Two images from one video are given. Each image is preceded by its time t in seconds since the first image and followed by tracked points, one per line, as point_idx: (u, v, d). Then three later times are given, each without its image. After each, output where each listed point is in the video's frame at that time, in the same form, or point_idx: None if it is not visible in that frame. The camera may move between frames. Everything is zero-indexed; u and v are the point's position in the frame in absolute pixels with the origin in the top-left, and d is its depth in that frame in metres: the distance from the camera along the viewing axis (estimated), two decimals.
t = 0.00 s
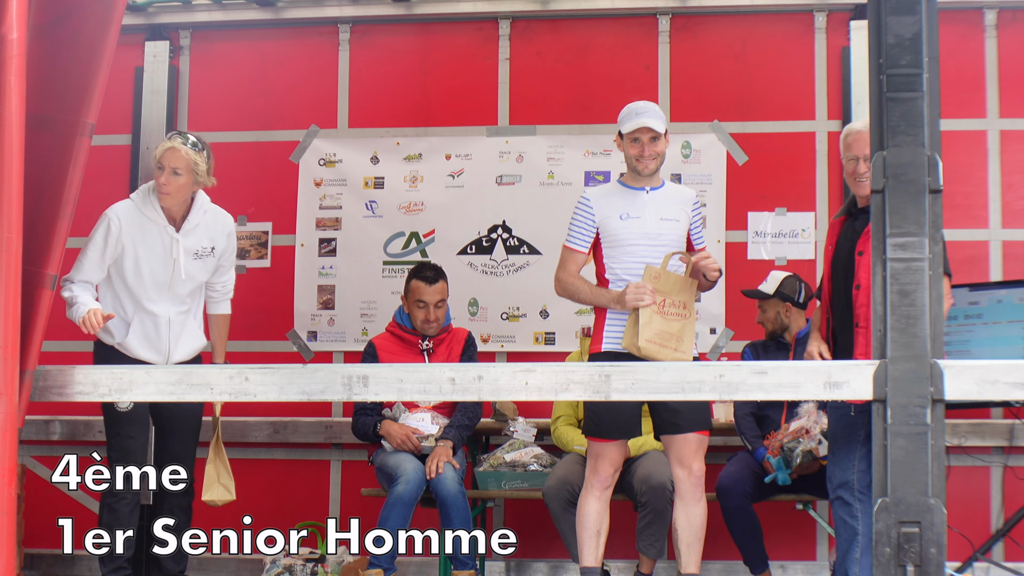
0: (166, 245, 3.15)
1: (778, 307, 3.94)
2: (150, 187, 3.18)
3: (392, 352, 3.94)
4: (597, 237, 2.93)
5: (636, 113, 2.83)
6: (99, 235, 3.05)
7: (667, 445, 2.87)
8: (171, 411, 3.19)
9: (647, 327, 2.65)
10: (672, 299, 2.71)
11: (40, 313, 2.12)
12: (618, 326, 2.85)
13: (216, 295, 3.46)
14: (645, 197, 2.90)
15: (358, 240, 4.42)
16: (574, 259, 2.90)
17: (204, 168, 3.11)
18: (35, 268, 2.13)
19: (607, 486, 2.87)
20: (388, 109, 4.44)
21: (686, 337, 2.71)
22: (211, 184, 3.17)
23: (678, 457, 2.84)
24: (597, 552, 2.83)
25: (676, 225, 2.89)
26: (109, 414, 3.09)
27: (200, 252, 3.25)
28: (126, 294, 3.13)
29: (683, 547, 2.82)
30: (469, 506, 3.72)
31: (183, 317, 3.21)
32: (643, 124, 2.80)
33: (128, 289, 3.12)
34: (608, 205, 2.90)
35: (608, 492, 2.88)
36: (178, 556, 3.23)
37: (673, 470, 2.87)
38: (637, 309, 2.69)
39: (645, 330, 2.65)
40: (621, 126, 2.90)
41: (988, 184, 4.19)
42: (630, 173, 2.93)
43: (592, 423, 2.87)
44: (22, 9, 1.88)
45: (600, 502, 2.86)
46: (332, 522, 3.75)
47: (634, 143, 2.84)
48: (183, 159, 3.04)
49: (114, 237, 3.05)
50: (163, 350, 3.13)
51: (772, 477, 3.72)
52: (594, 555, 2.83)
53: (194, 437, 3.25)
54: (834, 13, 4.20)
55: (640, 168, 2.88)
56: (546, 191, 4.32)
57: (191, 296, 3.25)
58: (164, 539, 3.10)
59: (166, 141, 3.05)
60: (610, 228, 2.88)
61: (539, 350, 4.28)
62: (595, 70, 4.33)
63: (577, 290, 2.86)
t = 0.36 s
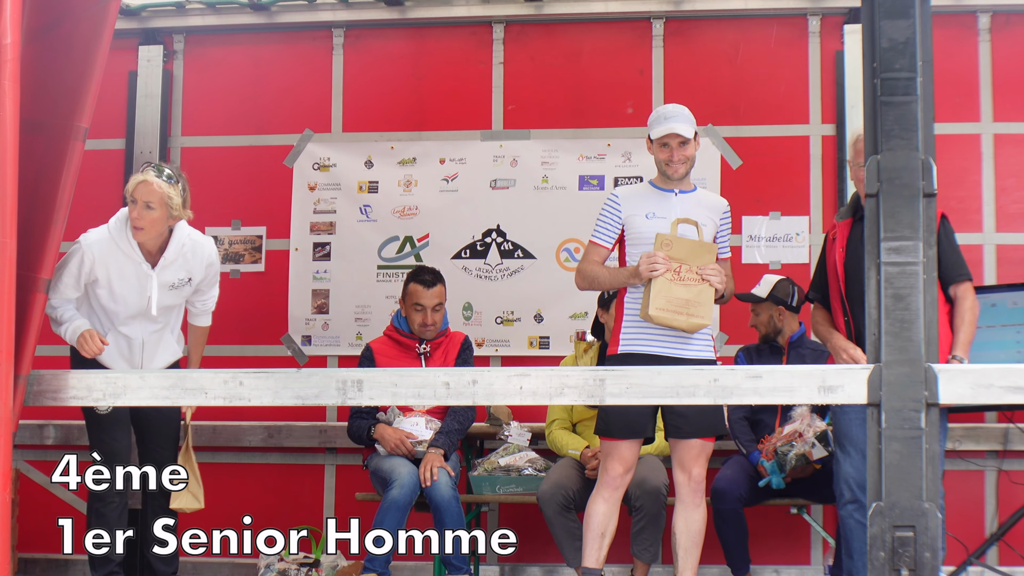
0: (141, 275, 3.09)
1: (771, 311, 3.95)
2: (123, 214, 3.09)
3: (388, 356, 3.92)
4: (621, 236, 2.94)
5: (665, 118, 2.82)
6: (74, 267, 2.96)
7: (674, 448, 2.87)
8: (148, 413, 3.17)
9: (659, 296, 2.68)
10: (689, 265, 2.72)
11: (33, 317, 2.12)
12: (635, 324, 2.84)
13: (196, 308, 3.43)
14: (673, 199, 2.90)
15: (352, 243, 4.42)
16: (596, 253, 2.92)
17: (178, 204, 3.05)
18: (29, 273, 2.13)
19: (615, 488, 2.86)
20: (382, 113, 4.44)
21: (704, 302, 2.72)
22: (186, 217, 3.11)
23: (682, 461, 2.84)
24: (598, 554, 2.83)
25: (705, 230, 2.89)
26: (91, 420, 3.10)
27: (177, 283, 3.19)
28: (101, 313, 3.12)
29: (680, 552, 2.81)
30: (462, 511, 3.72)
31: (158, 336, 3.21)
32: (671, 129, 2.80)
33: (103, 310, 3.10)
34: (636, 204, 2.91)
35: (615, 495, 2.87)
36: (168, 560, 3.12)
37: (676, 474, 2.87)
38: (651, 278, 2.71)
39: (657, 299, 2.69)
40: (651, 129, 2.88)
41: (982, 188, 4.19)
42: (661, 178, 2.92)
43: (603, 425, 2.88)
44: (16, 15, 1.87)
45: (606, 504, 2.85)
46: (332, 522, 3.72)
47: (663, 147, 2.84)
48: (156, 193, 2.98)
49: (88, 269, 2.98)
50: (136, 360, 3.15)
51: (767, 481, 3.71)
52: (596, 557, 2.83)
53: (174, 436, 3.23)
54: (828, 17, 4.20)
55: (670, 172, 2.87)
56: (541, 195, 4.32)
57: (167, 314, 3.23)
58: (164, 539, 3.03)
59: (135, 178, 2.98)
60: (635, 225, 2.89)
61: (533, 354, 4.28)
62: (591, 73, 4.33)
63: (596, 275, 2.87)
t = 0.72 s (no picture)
0: (135, 283, 3.10)
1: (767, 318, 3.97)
2: (116, 222, 3.09)
3: (384, 364, 3.93)
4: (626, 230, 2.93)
5: (674, 129, 2.82)
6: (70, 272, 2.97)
7: (677, 456, 2.87)
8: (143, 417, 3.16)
9: (713, 309, 2.70)
10: (731, 269, 2.73)
11: (29, 323, 2.11)
12: (642, 330, 2.83)
13: (188, 321, 3.40)
14: (684, 207, 2.91)
15: (347, 250, 4.42)
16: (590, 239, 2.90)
17: (172, 211, 3.06)
18: (25, 280, 2.13)
19: (621, 494, 2.85)
20: (379, 118, 4.45)
21: (758, 301, 2.70)
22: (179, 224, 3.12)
23: (683, 468, 2.84)
24: (604, 559, 2.80)
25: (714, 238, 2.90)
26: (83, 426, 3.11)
27: (169, 291, 3.18)
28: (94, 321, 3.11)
29: (680, 558, 2.80)
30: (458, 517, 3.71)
31: (151, 343, 3.20)
32: (679, 141, 2.81)
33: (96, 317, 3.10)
34: (647, 209, 2.93)
35: (622, 500, 2.85)
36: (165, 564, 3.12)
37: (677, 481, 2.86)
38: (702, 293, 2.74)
39: (712, 313, 2.70)
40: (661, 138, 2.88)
41: (978, 193, 4.20)
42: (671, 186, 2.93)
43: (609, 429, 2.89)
44: (12, 23, 1.88)
45: (613, 509, 2.84)
46: (331, 524, 3.71)
47: (672, 160, 2.84)
48: (150, 201, 2.99)
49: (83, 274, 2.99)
50: (129, 368, 3.16)
51: (763, 487, 3.70)
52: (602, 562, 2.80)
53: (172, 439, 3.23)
54: (823, 23, 4.21)
55: (680, 182, 2.88)
56: (537, 200, 4.32)
57: (159, 322, 3.22)
58: (164, 539, 3.02)
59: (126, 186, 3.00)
60: (645, 230, 2.90)
61: (529, 360, 4.28)
62: (588, 78, 4.33)
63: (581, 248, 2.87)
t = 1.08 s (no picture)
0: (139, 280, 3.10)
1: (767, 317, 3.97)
2: (125, 217, 3.09)
3: (385, 364, 3.93)
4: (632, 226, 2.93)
5: (680, 133, 2.82)
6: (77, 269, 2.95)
7: (685, 456, 2.86)
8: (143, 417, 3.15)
9: (728, 300, 2.69)
10: (747, 261, 2.72)
11: (30, 324, 2.12)
12: (648, 330, 2.82)
13: (188, 332, 3.35)
14: (690, 207, 2.91)
15: (348, 250, 4.42)
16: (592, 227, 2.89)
17: (181, 208, 3.04)
18: (26, 281, 2.13)
19: (625, 494, 2.84)
20: (379, 118, 4.45)
21: (774, 292, 2.68)
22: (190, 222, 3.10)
23: (693, 468, 2.84)
24: (608, 559, 2.79)
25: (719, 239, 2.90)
26: (81, 427, 3.10)
27: (171, 291, 3.19)
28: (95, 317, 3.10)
29: (685, 558, 2.80)
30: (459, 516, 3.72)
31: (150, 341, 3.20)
32: (685, 145, 2.81)
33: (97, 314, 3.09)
34: (654, 208, 2.93)
35: (626, 500, 2.85)
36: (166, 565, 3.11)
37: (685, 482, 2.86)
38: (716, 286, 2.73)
39: (728, 304, 2.68)
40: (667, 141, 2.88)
41: (979, 193, 4.20)
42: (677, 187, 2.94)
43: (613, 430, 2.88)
44: (12, 24, 1.88)
45: (617, 509, 2.83)
46: (332, 524, 3.70)
47: (677, 163, 2.85)
48: (159, 198, 2.98)
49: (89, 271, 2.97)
50: (127, 368, 3.17)
51: (764, 487, 3.70)
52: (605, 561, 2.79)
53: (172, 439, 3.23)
54: (824, 23, 4.21)
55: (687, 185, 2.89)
56: (538, 200, 4.32)
57: (160, 321, 3.22)
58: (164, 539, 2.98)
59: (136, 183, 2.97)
60: (652, 230, 2.90)
61: (530, 360, 4.28)
62: (588, 78, 4.33)
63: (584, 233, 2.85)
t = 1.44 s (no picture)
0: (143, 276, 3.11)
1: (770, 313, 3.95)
2: (127, 215, 3.10)
3: (387, 362, 3.92)
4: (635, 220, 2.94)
5: (683, 125, 2.82)
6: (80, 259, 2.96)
7: (685, 454, 2.86)
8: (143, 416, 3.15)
9: (728, 294, 2.69)
10: (748, 255, 2.72)
11: (33, 321, 2.12)
12: (650, 323, 2.82)
13: (189, 334, 3.32)
14: (692, 201, 2.91)
15: (351, 247, 4.42)
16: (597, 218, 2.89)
17: (180, 203, 3.04)
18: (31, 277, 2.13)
19: (625, 491, 2.84)
20: (382, 115, 4.45)
21: (775, 285, 2.68)
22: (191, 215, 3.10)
23: (692, 465, 2.84)
24: (611, 556, 2.79)
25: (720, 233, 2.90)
26: (83, 426, 3.10)
27: (174, 290, 3.19)
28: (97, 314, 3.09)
29: (687, 554, 2.80)
30: (461, 515, 3.71)
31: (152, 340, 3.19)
32: (689, 136, 2.80)
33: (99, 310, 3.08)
34: (656, 202, 2.93)
35: (627, 498, 2.85)
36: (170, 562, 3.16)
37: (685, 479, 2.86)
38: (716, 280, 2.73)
39: (728, 298, 2.68)
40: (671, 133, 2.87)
41: (982, 190, 4.20)
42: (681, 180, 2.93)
43: (616, 426, 2.88)
44: (16, 19, 1.88)
45: (618, 506, 2.83)
46: (333, 523, 3.69)
47: (681, 154, 2.84)
48: (156, 198, 2.98)
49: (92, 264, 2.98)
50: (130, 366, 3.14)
51: (768, 484, 3.70)
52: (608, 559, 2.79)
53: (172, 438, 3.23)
54: (827, 20, 4.21)
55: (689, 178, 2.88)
56: (541, 197, 4.32)
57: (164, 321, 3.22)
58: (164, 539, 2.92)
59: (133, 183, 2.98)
60: (653, 223, 2.90)
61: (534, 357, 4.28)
62: (590, 76, 4.33)
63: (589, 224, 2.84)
